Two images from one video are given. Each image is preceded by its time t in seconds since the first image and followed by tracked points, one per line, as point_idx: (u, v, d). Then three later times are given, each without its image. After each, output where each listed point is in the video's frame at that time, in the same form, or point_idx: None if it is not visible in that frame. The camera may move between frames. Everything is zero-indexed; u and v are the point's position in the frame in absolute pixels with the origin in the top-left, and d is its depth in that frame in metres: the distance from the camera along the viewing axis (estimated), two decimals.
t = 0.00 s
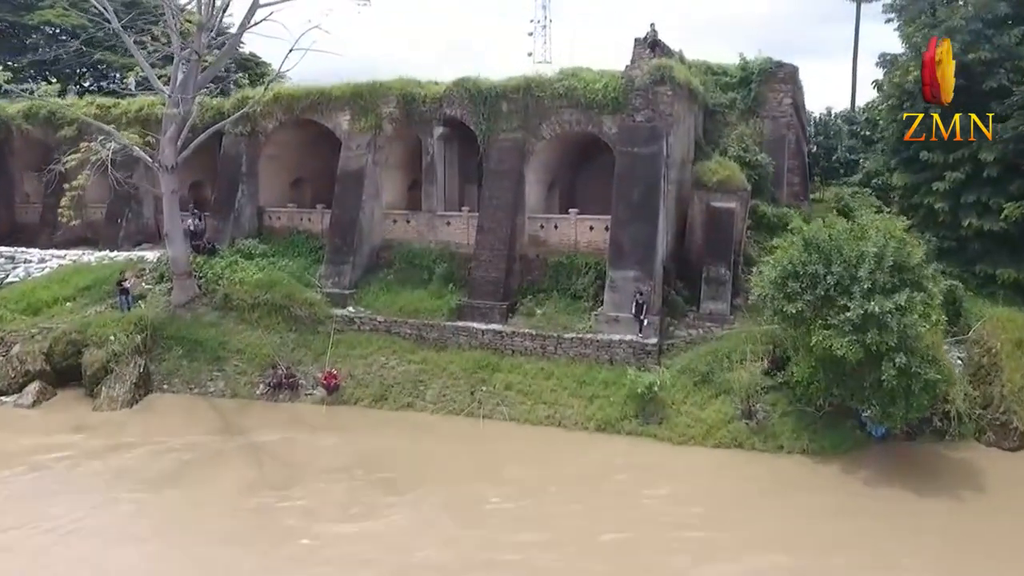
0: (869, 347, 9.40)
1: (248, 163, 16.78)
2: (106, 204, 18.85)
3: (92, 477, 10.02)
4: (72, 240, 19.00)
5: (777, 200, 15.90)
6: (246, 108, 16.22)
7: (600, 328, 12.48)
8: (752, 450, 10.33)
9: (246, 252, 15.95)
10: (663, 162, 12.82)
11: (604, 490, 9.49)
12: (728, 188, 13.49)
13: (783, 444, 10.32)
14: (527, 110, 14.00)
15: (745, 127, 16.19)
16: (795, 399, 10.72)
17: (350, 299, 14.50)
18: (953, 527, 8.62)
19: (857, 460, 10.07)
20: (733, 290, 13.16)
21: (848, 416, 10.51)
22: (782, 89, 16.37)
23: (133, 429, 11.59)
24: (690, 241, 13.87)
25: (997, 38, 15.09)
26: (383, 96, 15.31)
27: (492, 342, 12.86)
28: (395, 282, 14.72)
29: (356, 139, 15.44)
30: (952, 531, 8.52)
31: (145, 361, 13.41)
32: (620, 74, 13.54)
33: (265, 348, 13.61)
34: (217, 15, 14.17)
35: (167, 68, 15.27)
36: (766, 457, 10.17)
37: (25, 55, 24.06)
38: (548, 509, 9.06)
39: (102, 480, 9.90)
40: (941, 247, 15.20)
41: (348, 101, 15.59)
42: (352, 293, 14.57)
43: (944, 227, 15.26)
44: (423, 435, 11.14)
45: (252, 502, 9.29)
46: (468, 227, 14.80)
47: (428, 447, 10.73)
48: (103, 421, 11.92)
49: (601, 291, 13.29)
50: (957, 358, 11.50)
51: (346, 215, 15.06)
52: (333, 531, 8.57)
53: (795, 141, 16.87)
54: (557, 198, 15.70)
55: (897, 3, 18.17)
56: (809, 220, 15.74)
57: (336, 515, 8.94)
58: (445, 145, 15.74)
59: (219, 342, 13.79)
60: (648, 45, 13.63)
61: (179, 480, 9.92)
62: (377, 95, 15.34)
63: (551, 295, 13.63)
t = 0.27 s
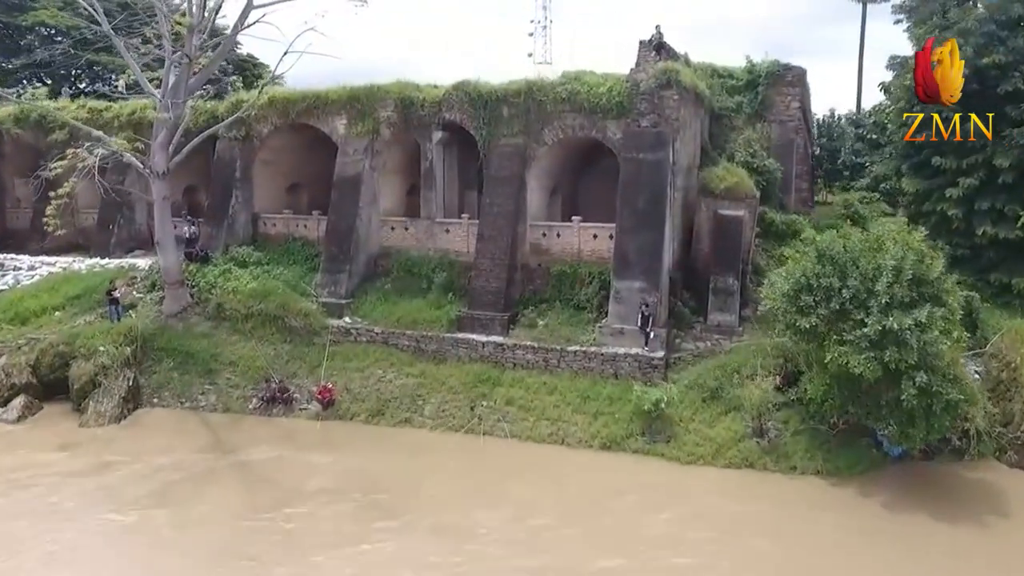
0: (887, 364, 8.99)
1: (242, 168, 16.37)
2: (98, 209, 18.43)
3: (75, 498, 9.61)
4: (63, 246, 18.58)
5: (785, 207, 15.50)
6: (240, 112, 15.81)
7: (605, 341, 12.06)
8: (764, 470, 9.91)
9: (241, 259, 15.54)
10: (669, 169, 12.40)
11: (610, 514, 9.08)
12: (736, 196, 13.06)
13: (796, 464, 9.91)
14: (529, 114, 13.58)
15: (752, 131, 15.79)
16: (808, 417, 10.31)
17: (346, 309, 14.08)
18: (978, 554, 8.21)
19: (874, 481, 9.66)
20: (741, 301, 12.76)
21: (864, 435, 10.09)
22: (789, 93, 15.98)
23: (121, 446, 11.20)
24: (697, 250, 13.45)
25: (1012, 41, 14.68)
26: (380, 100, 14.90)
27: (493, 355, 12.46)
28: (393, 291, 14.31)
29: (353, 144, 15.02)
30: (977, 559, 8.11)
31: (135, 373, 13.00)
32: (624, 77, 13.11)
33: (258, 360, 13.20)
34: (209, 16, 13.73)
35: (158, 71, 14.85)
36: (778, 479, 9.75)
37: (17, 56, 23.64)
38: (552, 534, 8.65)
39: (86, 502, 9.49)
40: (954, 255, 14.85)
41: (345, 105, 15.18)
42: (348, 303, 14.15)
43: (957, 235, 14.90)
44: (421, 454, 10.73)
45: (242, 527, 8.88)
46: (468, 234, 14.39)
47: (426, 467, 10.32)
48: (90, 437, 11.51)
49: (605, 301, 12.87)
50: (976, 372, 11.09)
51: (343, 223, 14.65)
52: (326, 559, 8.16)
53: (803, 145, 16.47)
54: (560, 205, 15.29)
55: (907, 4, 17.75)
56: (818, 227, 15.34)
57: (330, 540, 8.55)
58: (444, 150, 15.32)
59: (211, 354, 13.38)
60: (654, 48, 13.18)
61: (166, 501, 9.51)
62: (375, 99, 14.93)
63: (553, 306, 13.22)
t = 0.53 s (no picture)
0: (907, 384, 8.60)
1: (236, 173, 15.98)
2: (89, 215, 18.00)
3: (57, 521, 9.18)
4: (54, 253, 18.16)
5: (794, 213, 15.10)
6: (234, 116, 15.40)
7: (609, 354, 11.65)
8: (776, 492, 9.51)
9: (234, 267, 15.13)
10: (676, 176, 11.99)
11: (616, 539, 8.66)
12: (744, 204, 12.66)
13: (810, 486, 9.50)
14: (530, 119, 13.18)
15: (760, 135, 15.40)
16: (822, 436, 9.90)
17: (342, 319, 13.67)
18: None
19: (891, 504, 9.26)
20: (750, 311, 12.35)
21: (881, 455, 9.69)
22: (798, 96, 15.57)
23: (109, 465, 10.80)
24: (704, 259, 13.05)
25: None
26: (377, 104, 14.50)
27: (493, 368, 12.05)
28: (390, 300, 13.91)
29: (349, 149, 14.61)
30: None
31: (124, 387, 12.59)
32: (629, 81, 12.70)
33: (251, 373, 12.80)
34: (201, 18, 13.33)
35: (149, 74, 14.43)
36: (792, 502, 9.35)
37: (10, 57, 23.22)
38: (556, 562, 8.24)
39: (68, 525, 9.08)
40: (968, 263, 14.48)
41: (342, 109, 14.77)
42: (344, 313, 13.74)
43: (971, 242, 14.53)
44: (419, 474, 10.33)
45: (230, 553, 8.47)
46: (468, 242, 13.99)
47: (424, 488, 9.91)
48: (75, 455, 11.09)
49: (609, 312, 12.46)
50: (995, 388, 10.70)
51: (339, 230, 14.24)
52: None
53: (811, 150, 16.07)
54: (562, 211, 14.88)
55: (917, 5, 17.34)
56: (828, 234, 14.93)
57: (323, 567, 8.14)
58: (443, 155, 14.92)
59: (203, 366, 12.97)
60: (660, 51, 12.65)
61: (152, 525, 9.10)
62: (372, 103, 14.52)
63: (555, 316, 12.81)
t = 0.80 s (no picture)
0: (928, 405, 8.22)
1: (230, 179, 15.58)
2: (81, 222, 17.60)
3: (37, 547, 8.78)
4: (45, 260, 17.77)
5: (803, 221, 14.70)
6: (228, 121, 15.00)
7: (614, 369, 11.25)
8: (790, 517, 9.10)
9: (227, 276, 14.72)
10: (683, 184, 11.58)
11: (623, 567, 8.27)
12: (753, 213, 12.25)
13: (825, 510, 9.10)
14: (532, 124, 12.78)
15: (768, 140, 15.01)
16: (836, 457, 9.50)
17: (338, 330, 13.26)
18: None
19: (910, 530, 8.86)
20: (759, 324, 11.94)
21: (898, 477, 9.29)
22: (807, 101, 15.16)
23: (95, 486, 10.41)
24: (711, 269, 12.64)
25: None
26: (375, 108, 14.10)
27: (494, 383, 11.65)
28: (388, 311, 13.50)
29: (346, 155, 14.22)
30: None
31: (112, 402, 12.19)
32: (634, 86, 12.28)
33: (245, 387, 12.40)
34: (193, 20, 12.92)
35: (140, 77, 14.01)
36: (806, 527, 8.94)
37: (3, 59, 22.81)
38: None
39: (48, 552, 8.67)
40: (983, 273, 14.09)
41: (338, 113, 14.37)
42: (341, 324, 13.34)
43: (986, 251, 14.14)
44: (416, 495, 9.94)
45: None
46: (468, 251, 13.60)
47: (422, 512, 9.51)
48: (60, 475, 10.70)
49: (614, 325, 12.04)
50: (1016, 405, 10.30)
51: (335, 238, 13.85)
52: None
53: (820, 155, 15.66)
54: (565, 218, 14.50)
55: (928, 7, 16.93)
56: (837, 242, 14.53)
57: None
58: (443, 161, 14.52)
59: (194, 380, 12.57)
60: (667, 54, 12.14)
61: (136, 552, 8.69)
62: (369, 108, 14.12)
63: (558, 329, 12.41)
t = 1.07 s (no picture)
0: (952, 430, 7.86)
1: (224, 186, 15.17)
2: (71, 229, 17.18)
3: None
4: (35, 268, 17.36)
5: (812, 229, 14.30)
6: (222, 126, 14.60)
7: (619, 385, 10.85)
8: (804, 544, 8.71)
9: (220, 286, 14.33)
10: (691, 193, 11.18)
11: None
12: (762, 222, 11.85)
13: (841, 536, 8.71)
14: (534, 130, 12.39)
15: (776, 146, 14.62)
16: (852, 479, 9.12)
17: (334, 343, 12.86)
18: None
19: (931, 558, 8.47)
20: (769, 338, 11.55)
21: (917, 501, 8.91)
22: (816, 105, 14.76)
23: (79, 509, 10.02)
24: (719, 280, 12.25)
25: None
26: (372, 114, 13.70)
27: (495, 399, 11.25)
28: (386, 323, 13.10)
29: (342, 161, 13.82)
30: None
31: (100, 419, 11.79)
32: (639, 91, 11.88)
33: (237, 402, 12.00)
34: (184, 23, 12.51)
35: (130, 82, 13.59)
36: (823, 555, 8.55)
37: None
38: None
39: None
40: (998, 282, 13.72)
41: (335, 119, 13.98)
42: (337, 336, 12.95)
43: (1001, 260, 13.76)
44: (414, 519, 9.54)
45: None
46: (468, 260, 13.21)
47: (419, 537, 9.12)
48: (44, 497, 10.30)
49: (619, 338, 11.64)
50: None
51: (331, 247, 13.45)
52: None
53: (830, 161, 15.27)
54: (568, 226, 14.11)
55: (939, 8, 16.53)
56: (848, 251, 14.14)
57: None
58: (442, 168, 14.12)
59: (185, 395, 12.17)
60: (673, 58, 11.73)
61: None
62: (366, 113, 13.73)
63: (561, 342, 12.01)
